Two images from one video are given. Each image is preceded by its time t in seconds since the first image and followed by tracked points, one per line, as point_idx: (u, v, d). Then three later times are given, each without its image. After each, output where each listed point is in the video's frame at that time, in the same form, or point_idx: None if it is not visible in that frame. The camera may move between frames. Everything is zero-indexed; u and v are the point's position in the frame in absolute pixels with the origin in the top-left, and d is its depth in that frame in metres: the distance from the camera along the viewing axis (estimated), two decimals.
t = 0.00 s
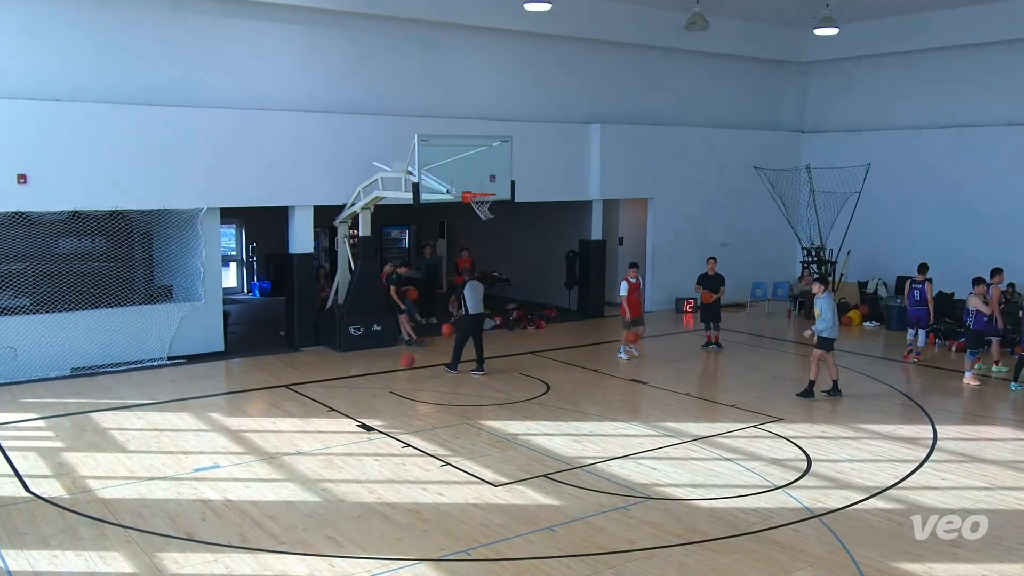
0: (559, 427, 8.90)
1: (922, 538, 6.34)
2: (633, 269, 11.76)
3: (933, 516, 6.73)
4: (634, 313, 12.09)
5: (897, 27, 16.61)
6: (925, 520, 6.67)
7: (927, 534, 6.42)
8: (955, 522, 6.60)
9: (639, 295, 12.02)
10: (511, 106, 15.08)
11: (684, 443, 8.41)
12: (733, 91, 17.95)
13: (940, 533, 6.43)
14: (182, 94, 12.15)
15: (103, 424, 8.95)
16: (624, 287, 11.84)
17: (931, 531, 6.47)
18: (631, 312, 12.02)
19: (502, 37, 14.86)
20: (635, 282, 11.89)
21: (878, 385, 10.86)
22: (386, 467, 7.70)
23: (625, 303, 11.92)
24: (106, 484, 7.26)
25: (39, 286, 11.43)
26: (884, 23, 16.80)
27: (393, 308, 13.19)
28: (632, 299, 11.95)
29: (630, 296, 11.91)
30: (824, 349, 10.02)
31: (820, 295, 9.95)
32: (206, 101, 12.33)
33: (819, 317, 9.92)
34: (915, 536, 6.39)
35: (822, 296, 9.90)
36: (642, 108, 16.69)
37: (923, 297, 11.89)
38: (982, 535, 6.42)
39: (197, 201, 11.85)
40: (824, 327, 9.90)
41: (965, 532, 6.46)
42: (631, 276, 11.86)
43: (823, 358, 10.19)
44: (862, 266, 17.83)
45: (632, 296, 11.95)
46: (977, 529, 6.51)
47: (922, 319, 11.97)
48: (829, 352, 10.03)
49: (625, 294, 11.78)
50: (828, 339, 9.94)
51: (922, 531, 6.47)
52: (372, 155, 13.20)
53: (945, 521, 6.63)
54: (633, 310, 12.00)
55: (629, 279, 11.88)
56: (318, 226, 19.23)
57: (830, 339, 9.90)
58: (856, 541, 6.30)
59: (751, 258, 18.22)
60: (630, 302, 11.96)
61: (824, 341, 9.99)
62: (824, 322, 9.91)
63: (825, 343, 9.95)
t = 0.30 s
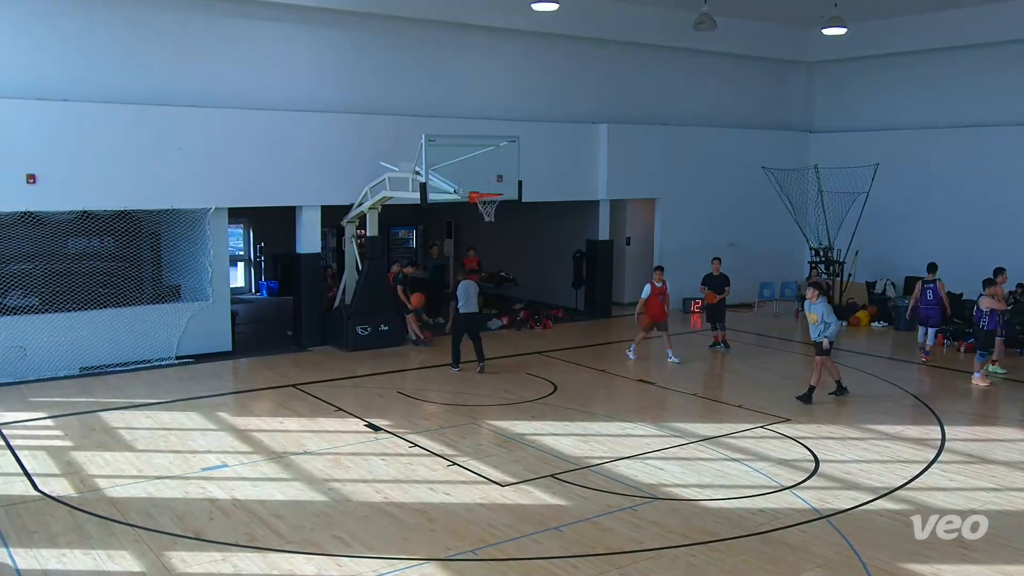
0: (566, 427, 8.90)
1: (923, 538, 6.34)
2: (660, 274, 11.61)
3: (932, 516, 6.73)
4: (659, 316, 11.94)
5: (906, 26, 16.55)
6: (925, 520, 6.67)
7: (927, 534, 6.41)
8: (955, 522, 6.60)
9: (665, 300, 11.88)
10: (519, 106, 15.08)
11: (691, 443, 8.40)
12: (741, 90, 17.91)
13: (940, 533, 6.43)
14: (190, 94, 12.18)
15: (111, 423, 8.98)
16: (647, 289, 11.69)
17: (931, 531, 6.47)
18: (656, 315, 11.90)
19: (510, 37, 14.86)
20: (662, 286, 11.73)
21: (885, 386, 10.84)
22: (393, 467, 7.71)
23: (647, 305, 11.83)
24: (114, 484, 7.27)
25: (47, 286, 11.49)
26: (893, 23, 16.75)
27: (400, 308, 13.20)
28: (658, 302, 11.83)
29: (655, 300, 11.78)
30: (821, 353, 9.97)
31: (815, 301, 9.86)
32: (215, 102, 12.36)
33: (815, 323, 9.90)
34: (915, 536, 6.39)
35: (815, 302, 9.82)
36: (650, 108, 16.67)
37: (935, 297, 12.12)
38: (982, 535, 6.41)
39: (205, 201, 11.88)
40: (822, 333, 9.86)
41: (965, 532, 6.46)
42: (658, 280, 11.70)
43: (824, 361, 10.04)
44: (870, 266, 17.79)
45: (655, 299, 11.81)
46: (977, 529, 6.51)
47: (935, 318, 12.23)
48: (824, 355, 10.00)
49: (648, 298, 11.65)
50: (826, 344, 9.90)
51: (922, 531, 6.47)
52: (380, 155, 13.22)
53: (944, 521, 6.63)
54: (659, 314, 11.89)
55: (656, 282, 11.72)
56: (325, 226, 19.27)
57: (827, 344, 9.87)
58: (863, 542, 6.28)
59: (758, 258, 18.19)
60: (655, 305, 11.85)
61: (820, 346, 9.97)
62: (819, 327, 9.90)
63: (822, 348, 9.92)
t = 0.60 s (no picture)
0: (569, 427, 8.90)
1: (924, 538, 6.34)
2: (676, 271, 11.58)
3: (932, 516, 6.72)
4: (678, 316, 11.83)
5: (910, 26, 16.52)
6: (925, 520, 6.66)
7: (927, 534, 6.41)
8: (955, 522, 6.59)
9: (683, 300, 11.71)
10: (522, 106, 15.08)
11: (694, 443, 8.40)
12: (744, 90, 17.89)
13: (940, 533, 6.42)
14: (194, 95, 12.20)
15: (115, 423, 8.99)
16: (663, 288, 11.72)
17: (931, 531, 6.47)
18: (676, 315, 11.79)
19: (513, 37, 14.85)
20: (680, 285, 11.66)
21: (889, 386, 10.82)
22: (397, 467, 7.71)
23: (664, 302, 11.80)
24: (118, 483, 7.29)
25: (51, 286, 11.51)
26: (896, 23, 16.72)
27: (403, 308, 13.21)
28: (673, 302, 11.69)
29: (669, 298, 11.70)
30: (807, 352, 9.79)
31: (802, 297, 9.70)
32: (218, 102, 12.37)
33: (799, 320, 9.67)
34: (915, 536, 6.38)
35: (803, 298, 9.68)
36: (653, 108, 16.66)
37: (940, 293, 12.47)
38: (982, 535, 6.41)
39: (208, 201, 11.89)
40: (802, 331, 9.65)
41: (965, 532, 6.45)
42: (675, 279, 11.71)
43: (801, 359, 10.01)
44: (874, 266, 17.77)
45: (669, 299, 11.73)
46: (978, 529, 6.50)
47: (937, 315, 12.48)
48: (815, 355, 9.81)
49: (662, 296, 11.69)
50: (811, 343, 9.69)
51: (922, 531, 6.46)
52: (383, 155, 13.22)
53: (944, 521, 6.62)
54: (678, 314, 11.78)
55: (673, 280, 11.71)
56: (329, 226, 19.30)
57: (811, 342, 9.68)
58: (866, 542, 6.28)
59: (762, 258, 18.17)
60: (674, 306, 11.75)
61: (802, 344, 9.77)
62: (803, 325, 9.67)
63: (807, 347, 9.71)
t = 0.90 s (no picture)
0: (569, 427, 8.91)
1: (924, 538, 6.34)
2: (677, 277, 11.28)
3: (932, 516, 6.72)
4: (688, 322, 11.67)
5: (910, 26, 16.52)
6: (925, 520, 6.66)
7: (927, 534, 6.41)
8: (955, 522, 6.59)
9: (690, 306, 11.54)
10: (522, 107, 15.09)
11: (694, 443, 8.40)
12: (745, 90, 17.89)
13: (940, 533, 6.42)
14: (193, 95, 12.19)
15: (115, 423, 8.99)
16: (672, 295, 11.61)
17: (931, 531, 6.47)
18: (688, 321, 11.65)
19: (514, 37, 14.86)
20: (685, 290, 11.48)
21: (890, 387, 10.80)
22: (397, 467, 7.71)
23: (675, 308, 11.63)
24: (119, 483, 7.29)
25: (51, 286, 11.50)
26: (896, 23, 16.72)
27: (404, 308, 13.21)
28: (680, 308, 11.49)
29: (677, 304, 11.51)
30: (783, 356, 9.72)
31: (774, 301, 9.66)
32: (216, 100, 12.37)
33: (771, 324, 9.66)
34: (915, 536, 6.38)
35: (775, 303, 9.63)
36: (653, 109, 16.67)
37: (943, 293, 12.43)
38: (982, 535, 6.41)
39: (208, 201, 11.89)
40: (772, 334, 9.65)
41: (965, 532, 6.45)
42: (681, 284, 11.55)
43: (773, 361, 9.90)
44: (874, 266, 17.78)
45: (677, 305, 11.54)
46: (978, 529, 6.50)
47: (938, 315, 12.51)
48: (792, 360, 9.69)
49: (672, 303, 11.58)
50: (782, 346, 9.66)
51: (923, 531, 6.46)
52: (384, 155, 13.23)
53: (944, 521, 6.62)
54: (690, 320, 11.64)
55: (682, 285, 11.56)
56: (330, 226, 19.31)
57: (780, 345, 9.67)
58: (866, 542, 6.28)
59: (762, 258, 18.16)
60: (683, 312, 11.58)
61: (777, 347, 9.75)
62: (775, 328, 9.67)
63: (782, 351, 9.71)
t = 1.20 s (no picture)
0: (567, 427, 8.91)
1: (924, 538, 6.34)
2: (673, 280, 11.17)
3: (932, 516, 6.73)
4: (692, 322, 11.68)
5: (908, 26, 16.55)
6: (925, 520, 6.67)
7: (927, 534, 6.41)
8: (955, 522, 6.60)
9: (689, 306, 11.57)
10: (519, 107, 15.08)
11: (691, 443, 8.40)
12: (743, 90, 17.90)
13: (940, 533, 6.42)
14: (189, 95, 12.16)
15: (112, 423, 8.98)
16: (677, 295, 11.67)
17: (931, 531, 6.47)
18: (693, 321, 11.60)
19: (512, 37, 14.86)
20: (685, 292, 11.49)
21: (886, 387, 10.82)
22: (394, 467, 7.71)
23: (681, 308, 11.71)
24: (115, 483, 7.28)
25: (48, 286, 11.58)
26: (894, 22, 16.75)
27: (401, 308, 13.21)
28: (681, 308, 11.59)
29: (679, 305, 11.62)
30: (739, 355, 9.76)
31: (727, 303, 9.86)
32: (213, 100, 12.34)
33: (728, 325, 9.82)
34: (914, 536, 6.39)
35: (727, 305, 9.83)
36: (651, 109, 16.68)
37: (944, 291, 12.79)
38: (982, 535, 6.41)
39: (205, 201, 11.87)
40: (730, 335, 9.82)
41: (965, 532, 6.46)
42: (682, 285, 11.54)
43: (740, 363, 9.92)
44: (871, 266, 17.80)
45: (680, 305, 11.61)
46: (978, 529, 6.51)
47: (944, 312, 12.84)
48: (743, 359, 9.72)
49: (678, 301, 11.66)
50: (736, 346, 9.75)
51: (923, 531, 6.46)
52: (381, 154, 13.23)
53: (944, 521, 6.62)
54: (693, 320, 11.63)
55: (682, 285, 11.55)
56: (326, 226, 19.30)
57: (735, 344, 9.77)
58: (863, 542, 6.28)
59: (759, 258, 18.17)
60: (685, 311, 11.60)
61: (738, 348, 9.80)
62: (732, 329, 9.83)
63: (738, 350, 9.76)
